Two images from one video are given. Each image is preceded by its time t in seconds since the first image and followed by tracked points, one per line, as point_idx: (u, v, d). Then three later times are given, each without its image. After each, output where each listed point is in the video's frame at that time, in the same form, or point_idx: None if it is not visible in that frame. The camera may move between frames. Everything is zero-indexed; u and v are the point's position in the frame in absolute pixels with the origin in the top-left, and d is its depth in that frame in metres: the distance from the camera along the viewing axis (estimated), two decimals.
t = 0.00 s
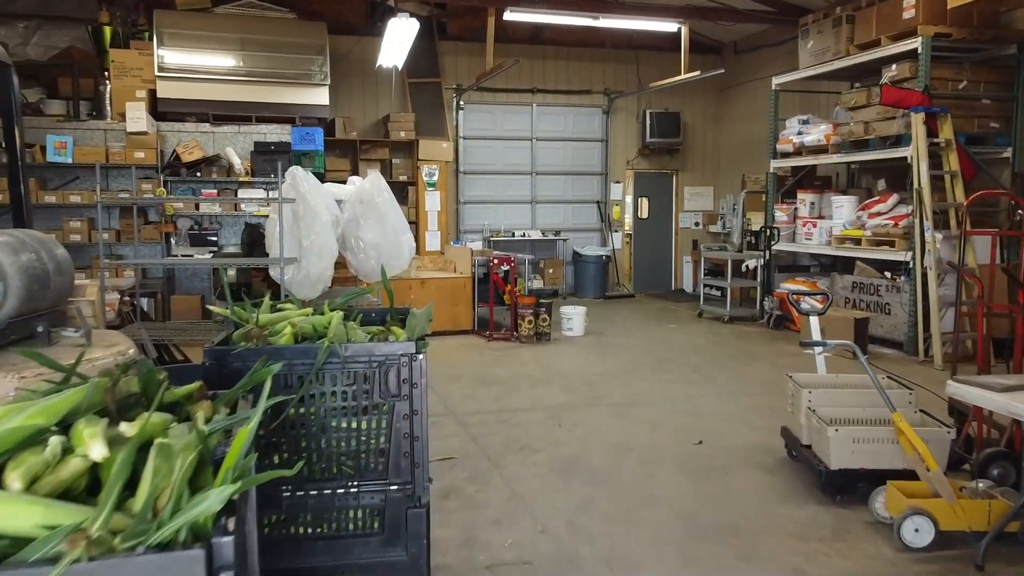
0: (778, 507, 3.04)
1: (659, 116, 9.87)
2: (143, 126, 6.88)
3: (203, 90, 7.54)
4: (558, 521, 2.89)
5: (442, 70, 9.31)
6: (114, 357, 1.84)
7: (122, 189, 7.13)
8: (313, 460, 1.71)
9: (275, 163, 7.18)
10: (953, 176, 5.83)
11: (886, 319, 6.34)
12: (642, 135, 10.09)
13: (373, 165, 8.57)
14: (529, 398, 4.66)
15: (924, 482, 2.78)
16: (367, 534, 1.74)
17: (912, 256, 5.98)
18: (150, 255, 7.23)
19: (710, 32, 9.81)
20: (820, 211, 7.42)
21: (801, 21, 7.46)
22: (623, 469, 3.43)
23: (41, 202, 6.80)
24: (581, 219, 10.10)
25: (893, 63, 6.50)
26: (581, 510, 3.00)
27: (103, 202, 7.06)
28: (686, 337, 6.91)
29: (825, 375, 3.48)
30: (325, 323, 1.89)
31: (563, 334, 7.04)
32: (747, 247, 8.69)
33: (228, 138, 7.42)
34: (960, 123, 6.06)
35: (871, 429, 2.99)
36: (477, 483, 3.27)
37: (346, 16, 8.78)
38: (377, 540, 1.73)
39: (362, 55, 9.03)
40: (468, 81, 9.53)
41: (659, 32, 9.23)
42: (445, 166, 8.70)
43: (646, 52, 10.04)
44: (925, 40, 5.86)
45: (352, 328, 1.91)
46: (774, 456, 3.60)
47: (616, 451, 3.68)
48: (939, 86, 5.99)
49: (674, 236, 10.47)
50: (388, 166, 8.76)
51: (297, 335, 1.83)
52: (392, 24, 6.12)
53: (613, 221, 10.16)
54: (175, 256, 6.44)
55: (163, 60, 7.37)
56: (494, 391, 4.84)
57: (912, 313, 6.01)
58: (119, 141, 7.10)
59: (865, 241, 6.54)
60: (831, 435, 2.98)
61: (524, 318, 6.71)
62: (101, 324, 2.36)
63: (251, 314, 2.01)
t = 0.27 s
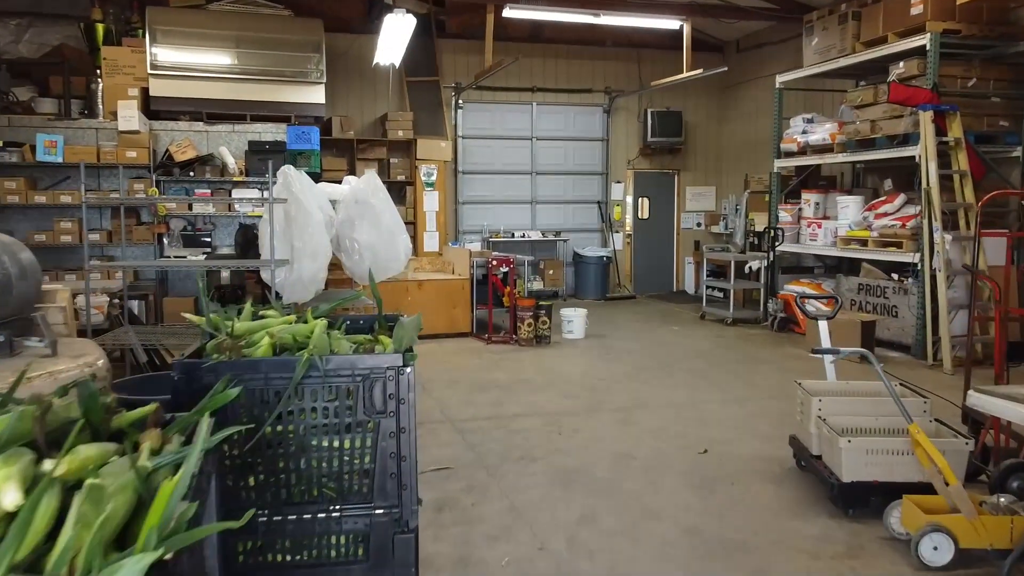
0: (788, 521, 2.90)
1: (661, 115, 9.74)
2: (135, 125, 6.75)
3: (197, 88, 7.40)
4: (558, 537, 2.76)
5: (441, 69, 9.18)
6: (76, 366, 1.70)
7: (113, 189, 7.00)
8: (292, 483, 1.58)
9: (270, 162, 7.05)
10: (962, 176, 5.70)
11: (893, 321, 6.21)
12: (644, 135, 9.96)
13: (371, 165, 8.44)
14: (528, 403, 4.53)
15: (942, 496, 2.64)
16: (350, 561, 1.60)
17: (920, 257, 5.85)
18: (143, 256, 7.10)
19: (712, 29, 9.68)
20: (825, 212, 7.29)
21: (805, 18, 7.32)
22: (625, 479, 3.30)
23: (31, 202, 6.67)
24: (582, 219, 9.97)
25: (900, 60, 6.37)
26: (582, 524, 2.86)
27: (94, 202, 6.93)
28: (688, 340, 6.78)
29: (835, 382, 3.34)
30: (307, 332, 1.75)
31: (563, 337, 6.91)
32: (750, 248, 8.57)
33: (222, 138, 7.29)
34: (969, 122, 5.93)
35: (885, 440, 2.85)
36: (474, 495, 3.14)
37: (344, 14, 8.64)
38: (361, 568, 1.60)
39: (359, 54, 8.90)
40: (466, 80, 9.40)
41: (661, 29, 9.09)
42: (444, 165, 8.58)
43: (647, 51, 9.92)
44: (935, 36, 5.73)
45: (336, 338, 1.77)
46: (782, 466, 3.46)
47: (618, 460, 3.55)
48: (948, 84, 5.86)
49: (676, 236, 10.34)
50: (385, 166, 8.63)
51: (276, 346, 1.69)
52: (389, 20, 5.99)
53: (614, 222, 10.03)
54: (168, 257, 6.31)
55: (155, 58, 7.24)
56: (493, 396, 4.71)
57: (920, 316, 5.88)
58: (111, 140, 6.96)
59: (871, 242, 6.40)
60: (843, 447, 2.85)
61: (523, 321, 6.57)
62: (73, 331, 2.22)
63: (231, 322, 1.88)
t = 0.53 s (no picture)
0: (796, 536, 2.78)
1: (662, 114, 9.62)
2: (127, 123, 6.63)
3: (190, 87, 7.29)
4: (556, 553, 2.63)
5: (439, 67, 9.06)
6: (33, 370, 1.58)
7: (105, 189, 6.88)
8: (265, 507, 1.46)
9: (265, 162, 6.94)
10: (970, 175, 5.57)
11: (899, 325, 6.09)
12: (644, 134, 9.83)
13: (367, 164, 8.32)
14: (525, 410, 4.40)
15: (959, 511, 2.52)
16: None
17: (927, 259, 5.73)
18: (135, 257, 6.98)
19: (714, 27, 9.55)
20: (829, 212, 7.17)
21: (809, 15, 7.19)
22: (626, 490, 3.18)
23: (20, 202, 6.55)
24: (582, 220, 9.84)
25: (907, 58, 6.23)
26: (582, 539, 2.74)
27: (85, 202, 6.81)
28: (690, 343, 6.66)
29: (844, 389, 3.21)
30: (284, 343, 1.63)
31: (562, 340, 6.79)
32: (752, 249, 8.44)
33: (216, 137, 7.18)
34: (977, 120, 5.80)
35: (898, 451, 2.72)
36: (469, 507, 3.01)
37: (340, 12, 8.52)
38: None
39: (356, 52, 8.78)
40: (465, 78, 9.27)
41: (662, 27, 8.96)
42: (442, 165, 8.48)
43: (648, 50, 9.81)
44: (942, 33, 5.60)
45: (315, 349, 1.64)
46: (789, 476, 3.34)
47: (619, 470, 3.42)
48: (956, 82, 5.74)
49: (677, 237, 10.22)
50: (383, 166, 8.52)
51: (249, 358, 1.57)
52: (385, 16, 5.87)
53: (614, 222, 9.90)
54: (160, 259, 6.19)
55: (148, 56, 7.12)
56: (490, 402, 4.58)
57: (927, 319, 5.75)
58: (102, 140, 6.87)
59: (877, 243, 6.28)
60: (855, 459, 2.72)
61: (522, 324, 6.45)
62: (40, 340, 2.10)
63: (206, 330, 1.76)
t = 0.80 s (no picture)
0: (803, 551, 2.66)
1: (663, 113, 9.50)
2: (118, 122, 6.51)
3: (183, 85, 7.18)
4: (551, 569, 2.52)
5: (436, 66, 8.94)
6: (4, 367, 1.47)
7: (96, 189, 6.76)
8: (231, 534, 1.34)
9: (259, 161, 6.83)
10: (977, 175, 5.45)
11: (904, 327, 5.97)
12: (645, 134, 9.72)
13: (364, 164, 8.21)
14: (522, 416, 4.29)
15: (972, 526, 2.40)
16: None
17: (932, 261, 5.61)
18: (126, 258, 6.86)
19: (715, 25, 9.44)
20: (832, 213, 7.06)
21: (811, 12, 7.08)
22: (625, 502, 3.06)
23: (10, 202, 6.44)
24: (581, 220, 9.72)
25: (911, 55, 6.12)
26: (579, 554, 2.62)
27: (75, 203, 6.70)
28: (691, 346, 6.54)
29: (850, 397, 3.09)
30: (255, 354, 1.51)
31: (561, 343, 6.67)
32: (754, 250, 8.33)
33: (209, 136, 7.06)
34: (984, 119, 5.69)
35: (908, 463, 2.61)
36: (462, 520, 2.89)
37: (336, 9, 8.41)
38: None
39: (352, 51, 8.67)
40: (463, 77, 9.16)
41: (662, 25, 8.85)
42: (439, 165, 8.37)
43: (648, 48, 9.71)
44: (948, 29, 5.48)
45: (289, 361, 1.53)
46: (794, 486, 3.22)
47: (618, 479, 3.31)
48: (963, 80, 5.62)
49: (677, 238, 10.11)
50: (380, 166, 8.41)
51: (216, 371, 1.45)
52: (379, 13, 5.76)
53: (614, 222, 9.78)
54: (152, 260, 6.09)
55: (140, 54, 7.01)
56: (486, 408, 4.47)
57: (932, 322, 5.63)
58: (93, 139, 6.75)
59: (881, 244, 6.16)
60: (863, 470, 2.60)
61: (520, 327, 6.33)
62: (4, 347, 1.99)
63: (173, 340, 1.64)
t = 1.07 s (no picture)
0: (807, 563, 2.57)
1: (663, 112, 9.42)
2: (110, 121, 6.42)
3: (178, 83, 7.09)
4: None
5: (434, 64, 8.86)
6: None
7: (89, 189, 6.68)
8: (197, 557, 1.17)
9: (253, 161, 6.74)
10: (982, 174, 5.36)
11: (908, 329, 5.88)
12: (645, 133, 9.63)
13: (360, 164, 8.12)
14: (519, 420, 4.20)
15: (984, 538, 2.30)
16: None
17: (936, 262, 5.52)
18: (119, 259, 6.78)
19: (716, 23, 9.35)
20: (834, 213, 6.96)
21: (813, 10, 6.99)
22: (624, 511, 2.97)
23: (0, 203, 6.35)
24: (580, 221, 9.63)
25: (915, 53, 6.03)
26: (575, 566, 2.53)
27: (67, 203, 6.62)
28: (691, 348, 6.45)
29: (856, 402, 3.00)
30: (228, 363, 1.43)
31: (559, 345, 6.58)
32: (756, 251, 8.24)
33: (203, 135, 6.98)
34: (990, 117, 5.60)
35: (916, 471, 2.51)
36: (455, 530, 2.80)
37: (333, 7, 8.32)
38: None
39: (349, 49, 8.59)
40: (461, 76, 9.07)
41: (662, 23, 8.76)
42: (437, 165, 8.27)
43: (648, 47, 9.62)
44: (953, 26, 5.39)
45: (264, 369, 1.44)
46: (797, 494, 3.13)
47: (617, 487, 3.21)
48: (968, 77, 5.53)
49: (677, 239, 10.02)
50: (377, 166, 8.32)
51: (185, 381, 1.36)
52: (375, 10, 5.67)
53: (613, 223, 9.69)
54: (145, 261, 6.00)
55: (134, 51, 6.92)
56: (482, 412, 4.38)
57: (937, 324, 5.54)
58: (85, 138, 6.68)
59: (884, 245, 6.07)
60: (869, 479, 2.51)
61: (518, 329, 6.24)
62: None
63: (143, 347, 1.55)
